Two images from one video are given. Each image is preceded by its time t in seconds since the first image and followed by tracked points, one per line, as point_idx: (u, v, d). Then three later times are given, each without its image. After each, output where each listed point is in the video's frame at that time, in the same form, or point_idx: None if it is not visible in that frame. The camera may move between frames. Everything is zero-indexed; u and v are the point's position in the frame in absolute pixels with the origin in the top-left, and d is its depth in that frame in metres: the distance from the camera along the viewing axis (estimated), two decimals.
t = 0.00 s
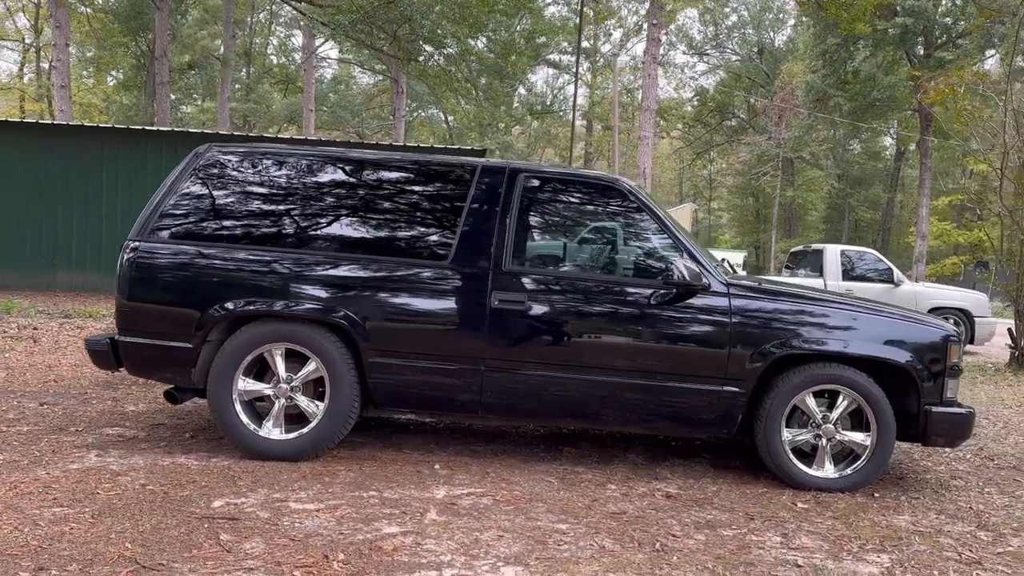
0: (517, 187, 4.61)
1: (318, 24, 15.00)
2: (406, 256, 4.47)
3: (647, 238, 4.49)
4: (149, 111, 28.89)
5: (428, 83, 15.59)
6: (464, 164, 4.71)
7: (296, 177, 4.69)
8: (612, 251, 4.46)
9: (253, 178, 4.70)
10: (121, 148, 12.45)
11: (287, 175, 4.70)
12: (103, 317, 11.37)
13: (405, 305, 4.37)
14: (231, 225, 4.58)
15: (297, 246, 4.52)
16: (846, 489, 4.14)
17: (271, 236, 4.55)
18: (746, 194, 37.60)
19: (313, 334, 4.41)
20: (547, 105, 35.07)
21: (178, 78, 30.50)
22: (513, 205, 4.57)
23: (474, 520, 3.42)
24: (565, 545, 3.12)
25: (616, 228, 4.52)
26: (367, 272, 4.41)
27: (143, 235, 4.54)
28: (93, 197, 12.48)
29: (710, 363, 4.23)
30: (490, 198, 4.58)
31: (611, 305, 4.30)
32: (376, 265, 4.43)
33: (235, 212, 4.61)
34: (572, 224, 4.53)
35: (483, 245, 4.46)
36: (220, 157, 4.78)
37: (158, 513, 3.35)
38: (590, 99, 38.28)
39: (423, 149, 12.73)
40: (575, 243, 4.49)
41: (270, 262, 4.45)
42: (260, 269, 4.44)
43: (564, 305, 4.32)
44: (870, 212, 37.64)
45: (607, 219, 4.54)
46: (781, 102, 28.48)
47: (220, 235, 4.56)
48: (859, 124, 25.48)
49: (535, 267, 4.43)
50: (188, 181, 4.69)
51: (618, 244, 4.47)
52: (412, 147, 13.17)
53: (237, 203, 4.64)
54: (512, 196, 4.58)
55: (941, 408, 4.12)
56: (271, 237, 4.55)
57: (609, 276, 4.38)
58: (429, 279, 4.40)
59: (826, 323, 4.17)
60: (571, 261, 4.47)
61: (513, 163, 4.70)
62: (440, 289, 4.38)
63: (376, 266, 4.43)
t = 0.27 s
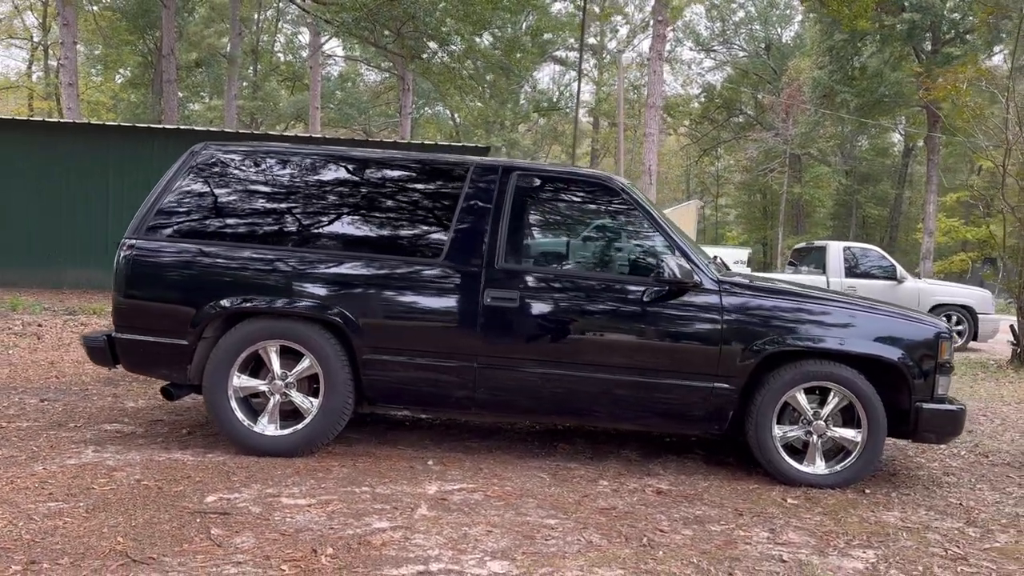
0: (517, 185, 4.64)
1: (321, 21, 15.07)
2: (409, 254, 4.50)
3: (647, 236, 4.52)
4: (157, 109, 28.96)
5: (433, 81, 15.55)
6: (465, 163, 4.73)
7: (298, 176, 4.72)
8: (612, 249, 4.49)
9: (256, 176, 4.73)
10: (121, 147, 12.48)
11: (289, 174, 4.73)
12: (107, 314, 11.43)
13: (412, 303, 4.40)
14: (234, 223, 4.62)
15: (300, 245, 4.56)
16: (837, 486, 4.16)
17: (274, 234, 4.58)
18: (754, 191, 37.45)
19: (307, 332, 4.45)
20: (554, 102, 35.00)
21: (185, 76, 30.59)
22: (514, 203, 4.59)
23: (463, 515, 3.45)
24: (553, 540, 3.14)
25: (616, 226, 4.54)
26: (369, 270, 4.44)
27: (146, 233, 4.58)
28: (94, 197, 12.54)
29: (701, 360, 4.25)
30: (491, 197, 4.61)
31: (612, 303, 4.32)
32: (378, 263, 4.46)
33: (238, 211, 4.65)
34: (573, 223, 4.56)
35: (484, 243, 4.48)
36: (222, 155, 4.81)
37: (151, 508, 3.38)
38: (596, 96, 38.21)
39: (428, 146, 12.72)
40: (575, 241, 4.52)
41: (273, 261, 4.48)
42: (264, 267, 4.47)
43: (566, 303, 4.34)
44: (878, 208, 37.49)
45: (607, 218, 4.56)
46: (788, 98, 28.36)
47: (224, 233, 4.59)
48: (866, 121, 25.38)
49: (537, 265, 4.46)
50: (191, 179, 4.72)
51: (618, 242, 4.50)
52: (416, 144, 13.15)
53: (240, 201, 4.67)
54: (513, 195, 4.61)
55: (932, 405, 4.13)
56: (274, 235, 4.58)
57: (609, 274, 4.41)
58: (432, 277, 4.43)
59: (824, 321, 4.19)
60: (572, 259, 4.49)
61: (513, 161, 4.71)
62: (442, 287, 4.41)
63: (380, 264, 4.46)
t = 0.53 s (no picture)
0: (520, 181, 4.63)
1: (326, 18, 14.94)
2: (413, 249, 4.49)
3: (650, 231, 4.51)
4: (164, 105, 29.01)
5: (438, 76, 15.56)
6: (468, 158, 4.73)
7: (302, 170, 4.72)
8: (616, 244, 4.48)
9: (259, 171, 4.73)
10: (122, 147, 12.49)
11: (292, 168, 4.73)
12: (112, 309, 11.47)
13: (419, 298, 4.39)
14: (238, 218, 4.62)
15: (304, 239, 4.55)
16: (834, 481, 4.14)
17: (278, 228, 4.59)
18: (762, 187, 37.27)
19: (305, 326, 4.45)
20: (561, 98, 34.90)
21: (193, 72, 30.64)
22: (517, 198, 4.59)
23: (458, 509, 3.45)
24: (546, 534, 3.14)
25: (619, 221, 4.54)
26: (373, 264, 4.44)
27: (150, 228, 4.58)
28: (94, 196, 12.56)
29: (697, 355, 4.24)
30: (495, 191, 4.60)
31: (616, 298, 4.31)
32: (382, 258, 4.46)
33: (241, 206, 4.64)
34: (576, 218, 4.55)
35: (486, 238, 4.47)
36: (225, 150, 4.81)
37: (145, 501, 3.39)
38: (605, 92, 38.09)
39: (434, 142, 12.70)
40: (577, 236, 4.51)
41: (278, 256, 4.48)
42: (269, 262, 4.47)
43: (571, 299, 4.33)
44: (887, 204, 37.29)
45: (609, 213, 4.56)
46: (796, 93, 28.21)
47: (228, 227, 4.59)
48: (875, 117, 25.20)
49: (541, 261, 4.45)
50: (194, 174, 4.72)
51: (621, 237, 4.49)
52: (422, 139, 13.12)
53: (244, 196, 4.67)
54: (516, 190, 4.60)
55: (931, 400, 4.11)
56: (278, 230, 4.58)
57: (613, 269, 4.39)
58: (437, 271, 4.41)
59: (826, 316, 4.17)
60: (575, 254, 4.49)
61: (515, 156, 4.71)
62: (446, 282, 4.40)
63: (385, 258, 4.46)
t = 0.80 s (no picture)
0: (523, 175, 4.59)
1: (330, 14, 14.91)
2: (415, 243, 4.46)
3: (654, 227, 4.48)
4: (171, 102, 29.06)
5: (442, 72, 15.56)
6: (469, 150, 4.69)
7: (301, 164, 4.68)
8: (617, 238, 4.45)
9: (258, 164, 4.69)
10: (124, 144, 12.52)
11: (291, 162, 4.69)
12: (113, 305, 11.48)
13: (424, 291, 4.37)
14: (238, 212, 4.60)
15: (305, 234, 4.53)
16: (829, 475, 4.10)
17: (278, 222, 4.56)
18: (769, 183, 37.10)
19: (299, 320, 4.43)
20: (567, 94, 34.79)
21: (199, 69, 30.69)
22: (520, 193, 4.55)
23: (448, 503, 3.43)
24: (535, 528, 3.11)
25: (620, 215, 4.51)
26: (374, 258, 4.42)
27: (150, 221, 4.56)
28: (95, 193, 12.58)
29: (692, 348, 4.21)
30: (496, 185, 4.57)
31: (619, 292, 4.28)
32: (383, 252, 4.43)
33: (241, 199, 4.61)
34: (578, 212, 4.53)
35: (487, 232, 4.45)
36: (223, 142, 4.77)
37: (134, 495, 3.37)
38: (611, 88, 38.00)
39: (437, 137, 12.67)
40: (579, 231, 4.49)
41: (279, 250, 4.46)
42: (269, 257, 4.45)
43: (572, 293, 4.30)
44: (894, 201, 37.11)
45: (610, 207, 4.53)
46: (803, 89, 28.08)
47: (229, 221, 4.57)
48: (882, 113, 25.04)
49: (543, 255, 4.42)
50: (193, 167, 4.68)
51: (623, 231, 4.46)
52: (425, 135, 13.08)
53: (244, 189, 4.64)
54: (518, 183, 4.57)
55: (927, 394, 4.07)
56: (278, 224, 4.56)
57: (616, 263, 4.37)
58: (439, 266, 4.40)
59: (827, 310, 4.14)
60: (577, 248, 4.46)
61: (515, 149, 4.66)
62: (448, 276, 4.37)
63: (387, 252, 4.44)
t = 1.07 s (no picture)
0: (525, 169, 4.54)
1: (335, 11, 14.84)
2: (417, 239, 4.42)
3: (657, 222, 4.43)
4: (177, 100, 29.06)
5: (446, 68, 15.50)
6: (471, 145, 4.64)
7: (302, 158, 4.64)
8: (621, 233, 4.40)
9: (258, 158, 4.65)
10: (128, 141, 12.52)
11: (293, 156, 4.65)
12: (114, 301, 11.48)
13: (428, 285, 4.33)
14: (239, 207, 4.56)
15: (307, 229, 4.49)
16: (825, 472, 4.05)
17: (279, 217, 4.53)
18: (776, 179, 36.92)
19: (292, 316, 4.40)
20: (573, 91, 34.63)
21: (205, 67, 30.65)
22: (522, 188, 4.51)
23: (436, 499, 3.40)
24: (523, 524, 3.08)
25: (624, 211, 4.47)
26: (376, 253, 4.38)
27: (150, 216, 4.53)
28: (98, 190, 12.59)
29: (686, 344, 4.18)
30: (498, 180, 4.53)
31: (621, 288, 4.24)
32: (384, 247, 4.40)
33: (243, 194, 4.58)
34: (581, 208, 4.48)
35: (489, 228, 4.42)
36: (223, 138, 4.73)
37: (121, 490, 3.35)
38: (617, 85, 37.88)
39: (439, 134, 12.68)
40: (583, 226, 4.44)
41: (281, 245, 4.43)
42: (271, 252, 4.41)
43: (576, 289, 4.25)
44: (902, 197, 36.89)
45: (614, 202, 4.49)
46: (811, 85, 27.91)
47: (231, 217, 4.54)
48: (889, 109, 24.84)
49: (547, 250, 4.37)
50: (192, 162, 4.65)
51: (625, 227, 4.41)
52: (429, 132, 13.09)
53: (246, 184, 4.59)
54: (521, 178, 4.52)
55: (923, 390, 4.02)
56: (280, 219, 4.52)
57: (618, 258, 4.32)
58: (441, 261, 4.35)
59: (828, 304, 4.09)
60: (580, 244, 4.41)
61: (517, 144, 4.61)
62: (445, 271, 4.34)
63: (390, 248, 4.39)
